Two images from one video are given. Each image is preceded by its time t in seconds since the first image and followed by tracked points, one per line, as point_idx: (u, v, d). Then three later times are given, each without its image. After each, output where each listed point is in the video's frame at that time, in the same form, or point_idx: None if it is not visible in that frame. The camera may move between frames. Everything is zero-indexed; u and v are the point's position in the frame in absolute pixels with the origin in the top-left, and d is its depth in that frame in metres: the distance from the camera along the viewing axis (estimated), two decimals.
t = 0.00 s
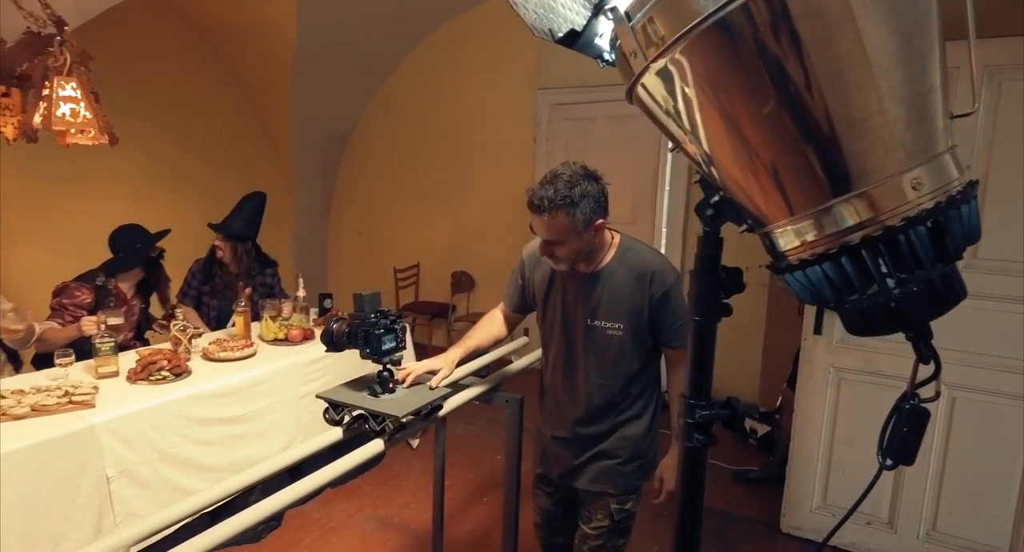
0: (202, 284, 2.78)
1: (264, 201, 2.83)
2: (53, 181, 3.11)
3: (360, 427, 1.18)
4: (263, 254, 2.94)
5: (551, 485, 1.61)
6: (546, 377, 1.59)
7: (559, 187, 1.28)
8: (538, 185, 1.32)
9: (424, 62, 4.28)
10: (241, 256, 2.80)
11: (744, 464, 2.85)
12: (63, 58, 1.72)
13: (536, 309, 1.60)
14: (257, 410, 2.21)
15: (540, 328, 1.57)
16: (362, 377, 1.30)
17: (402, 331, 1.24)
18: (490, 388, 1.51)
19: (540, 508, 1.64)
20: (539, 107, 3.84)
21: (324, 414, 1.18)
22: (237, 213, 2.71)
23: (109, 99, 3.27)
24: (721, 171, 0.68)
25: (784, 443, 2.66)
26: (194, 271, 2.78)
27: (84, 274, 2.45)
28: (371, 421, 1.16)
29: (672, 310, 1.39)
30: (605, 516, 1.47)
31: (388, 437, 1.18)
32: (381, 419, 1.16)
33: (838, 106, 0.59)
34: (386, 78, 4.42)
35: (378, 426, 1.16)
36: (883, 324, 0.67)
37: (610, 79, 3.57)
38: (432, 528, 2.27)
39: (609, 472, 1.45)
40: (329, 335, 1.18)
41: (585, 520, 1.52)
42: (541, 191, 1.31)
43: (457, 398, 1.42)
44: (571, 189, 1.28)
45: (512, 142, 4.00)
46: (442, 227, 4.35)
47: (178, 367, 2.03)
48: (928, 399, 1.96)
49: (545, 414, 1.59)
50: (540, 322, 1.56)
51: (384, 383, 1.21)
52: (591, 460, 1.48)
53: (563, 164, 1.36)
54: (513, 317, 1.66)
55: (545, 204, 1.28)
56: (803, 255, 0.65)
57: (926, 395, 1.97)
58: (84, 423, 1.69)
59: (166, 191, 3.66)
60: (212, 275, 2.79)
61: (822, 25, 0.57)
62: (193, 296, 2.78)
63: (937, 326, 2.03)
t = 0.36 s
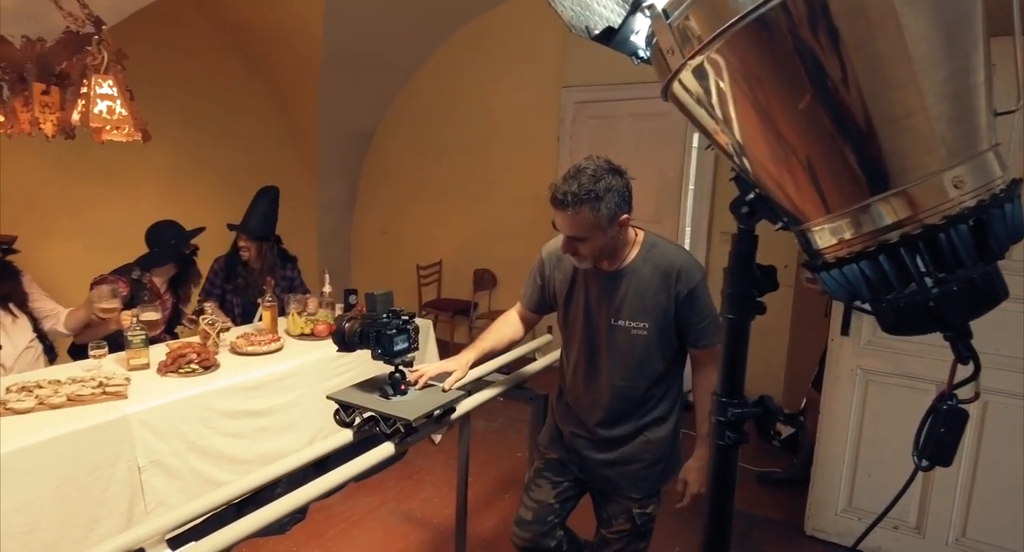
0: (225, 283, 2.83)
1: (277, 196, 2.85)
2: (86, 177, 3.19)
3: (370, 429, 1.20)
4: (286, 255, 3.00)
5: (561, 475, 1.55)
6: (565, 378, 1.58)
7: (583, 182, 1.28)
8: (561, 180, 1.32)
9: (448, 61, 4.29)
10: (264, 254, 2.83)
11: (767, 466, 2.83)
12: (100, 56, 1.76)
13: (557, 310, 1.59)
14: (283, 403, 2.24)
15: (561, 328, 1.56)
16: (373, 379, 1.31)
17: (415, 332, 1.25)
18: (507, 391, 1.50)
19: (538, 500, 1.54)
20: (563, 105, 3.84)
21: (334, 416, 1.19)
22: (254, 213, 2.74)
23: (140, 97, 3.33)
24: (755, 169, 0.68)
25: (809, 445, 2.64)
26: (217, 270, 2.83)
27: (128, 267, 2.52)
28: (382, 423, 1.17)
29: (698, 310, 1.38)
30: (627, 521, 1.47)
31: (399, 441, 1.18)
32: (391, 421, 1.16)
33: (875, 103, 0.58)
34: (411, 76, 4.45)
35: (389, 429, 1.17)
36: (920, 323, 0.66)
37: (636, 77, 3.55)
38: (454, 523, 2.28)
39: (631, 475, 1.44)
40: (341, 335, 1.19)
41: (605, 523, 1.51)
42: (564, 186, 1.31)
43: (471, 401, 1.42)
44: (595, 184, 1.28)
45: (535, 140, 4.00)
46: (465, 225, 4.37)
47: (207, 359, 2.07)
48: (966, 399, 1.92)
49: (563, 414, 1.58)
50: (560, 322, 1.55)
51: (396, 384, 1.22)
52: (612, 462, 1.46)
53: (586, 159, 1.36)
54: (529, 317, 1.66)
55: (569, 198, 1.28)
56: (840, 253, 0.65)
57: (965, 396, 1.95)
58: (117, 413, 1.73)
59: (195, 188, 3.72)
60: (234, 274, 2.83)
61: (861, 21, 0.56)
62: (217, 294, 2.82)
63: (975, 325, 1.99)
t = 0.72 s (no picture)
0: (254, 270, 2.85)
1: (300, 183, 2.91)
2: (120, 173, 3.26)
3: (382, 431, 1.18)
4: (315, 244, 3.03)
5: (585, 475, 1.51)
6: (583, 378, 1.55)
7: (612, 176, 1.26)
8: (588, 174, 1.30)
9: (474, 58, 4.31)
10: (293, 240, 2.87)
11: (793, 467, 2.80)
12: (138, 54, 1.80)
13: (576, 308, 1.56)
14: (311, 396, 2.27)
15: (580, 327, 1.53)
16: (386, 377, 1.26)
17: (428, 331, 1.19)
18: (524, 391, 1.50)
19: (563, 501, 1.50)
20: (589, 102, 3.83)
21: (345, 416, 1.17)
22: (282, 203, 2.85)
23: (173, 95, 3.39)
24: (791, 165, 0.68)
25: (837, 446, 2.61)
26: (246, 257, 2.87)
27: (155, 260, 2.63)
28: (393, 425, 1.14)
29: (725, 310, 1.36)
30: (650, 525, 1.46)
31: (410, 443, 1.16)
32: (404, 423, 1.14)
33: (917, 98, 0.57)
34: (436, 74, 4.47)
35: (400, 431, 1.14)
36: (962, 321, 0.65)
37: (662, 74, 3.52)
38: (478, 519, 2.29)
39: (653, 478, 1.43)
40: (352, 333, 1.15)
41: (626, 525, 1.50)
42: (592, 180, 1.28)
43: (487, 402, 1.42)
44: (624, 179, 1.26)
45: (560, 138, 4.00)
46: (489, 222, 4.38)
47: (236, 352, 2.10)
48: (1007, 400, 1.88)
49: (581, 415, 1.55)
50: (580, 321, 1.52)
51: (408, 386, 1.18)
52: (634, 465, 1.44)
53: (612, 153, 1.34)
54: (542, 315, 1.62)
55: (598, 193, 1.26)
56: (879, 249, 0.64)
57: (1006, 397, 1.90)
58: (151, 403, 1.77)
59: (225, 184, 3.78)
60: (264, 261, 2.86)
61: (901, 12, 0.56)
62: (245, 283, 2.85)
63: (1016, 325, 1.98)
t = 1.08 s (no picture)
0: (278, 262, 2.88)
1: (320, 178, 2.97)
2: (151, 169, 3.32)
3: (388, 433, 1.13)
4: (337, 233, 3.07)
5: (606, 496, 1.45)
6: (595, 384, 1.49)
7: (628, 173, 1.19)
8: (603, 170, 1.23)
9: (498, 56, 4.31)
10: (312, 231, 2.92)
11: (819, 469, 2.76)
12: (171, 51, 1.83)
13: (587, 312, 1.49)
14: (336, 390, 2.29)
15: (591, 331, 1.46)
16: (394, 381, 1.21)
17: (438, 332, 1.16)
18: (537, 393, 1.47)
19: (590, 523, 1.45)
20: (614, 99, 3.82)
21: (352, 417, 1.13)
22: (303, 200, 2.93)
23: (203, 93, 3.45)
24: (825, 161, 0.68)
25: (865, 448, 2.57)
26: (269, 250, 2.89)
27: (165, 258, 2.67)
28: (399, 427, 1.09)
29: (744, 311, 1.30)
30: (671, 535, 1.41)
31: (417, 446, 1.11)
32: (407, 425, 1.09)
33: (957, 91, 0.56)
34: (461, 72, 4.49)
35: (407, 434, 1.10)
36: (1001, 319, 0.65)
37: (689, 70, 3.50)
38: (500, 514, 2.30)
39: (672, 488, 1.37)
40: (361, 332, 1.12)
41: (647, 539, 1.44)
42: (606, 178, 1.22)
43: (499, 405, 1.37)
44: (640, 176, 1.19)
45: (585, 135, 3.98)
46: (512, 220, 4.39)
47: (265, 345, 2.13)
48: None
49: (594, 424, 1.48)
50: (591, 325, 1.45)
51: (415, 388, 1.12)
52: (652, 476, 1.38)
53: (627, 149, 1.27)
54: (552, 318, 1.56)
55: (613, 191, 1.19)
56: (917, 246, 0.63)
57: None
58: (181, 395, 1.80)
59: (254, 180, 3.84)
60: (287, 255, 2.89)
61: (942, 5, 0.56)
62: (271, 275, 2.88)
63: None
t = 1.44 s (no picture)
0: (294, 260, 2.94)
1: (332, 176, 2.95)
2: (182, 164, 3.38)
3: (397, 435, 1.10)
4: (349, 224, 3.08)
5: (627, 510, 1.42)
6: (610, 390, 1.45)
7: (633, 174, 1.15)
8: (609, 171, 1.20)
9: (523, 53, 4.31)
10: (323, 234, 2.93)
11: (847, 472, 2.72)
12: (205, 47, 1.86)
13: (599, 316, 1.45)
14: (362, 384, 2.31)
15: (604, 337, 1.42)
16: (404, 382, 1.19)
17: (449, 333, 1.14)
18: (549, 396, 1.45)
19: (614, 539, 1.43)
20: (641, 96, 3.80)
21: (360, 419, 1.11)
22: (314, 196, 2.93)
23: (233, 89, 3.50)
24: (865, 153, 0.65)
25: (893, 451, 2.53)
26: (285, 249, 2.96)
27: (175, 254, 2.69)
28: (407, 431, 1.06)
29: (764, 315, 1.23)
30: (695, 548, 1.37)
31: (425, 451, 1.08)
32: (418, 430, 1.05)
33: (1008, 81, 0.55)
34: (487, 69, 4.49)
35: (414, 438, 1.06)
36: None
37: (718, 67, 3.47)
38: (524, 510, 2.31)
39: (694, 500, 1.33)
40: (370, 331, 1.11)
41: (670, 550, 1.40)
42: (612, 179, 1.17)
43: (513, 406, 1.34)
44: (646, 177, 1.14)
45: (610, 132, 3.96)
46: (536, 217, 4.39)
47: (293, 339, 2.15)
48: None
49: (611, 432, 1.45)
50: (604, 330, 1.41)
51: (425, 389, 1.10)
52: (671, 488, 1.34)
53: (636, 148, 1.23)
54: (563, 322, 1.54)
55: (617, 194, 1.15)
56: (964, 242, 0.61)
57: None
58: (211, 386, 1.83)
59: (282, 176, 3.88)
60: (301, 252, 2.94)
61: None
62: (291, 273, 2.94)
63: None
